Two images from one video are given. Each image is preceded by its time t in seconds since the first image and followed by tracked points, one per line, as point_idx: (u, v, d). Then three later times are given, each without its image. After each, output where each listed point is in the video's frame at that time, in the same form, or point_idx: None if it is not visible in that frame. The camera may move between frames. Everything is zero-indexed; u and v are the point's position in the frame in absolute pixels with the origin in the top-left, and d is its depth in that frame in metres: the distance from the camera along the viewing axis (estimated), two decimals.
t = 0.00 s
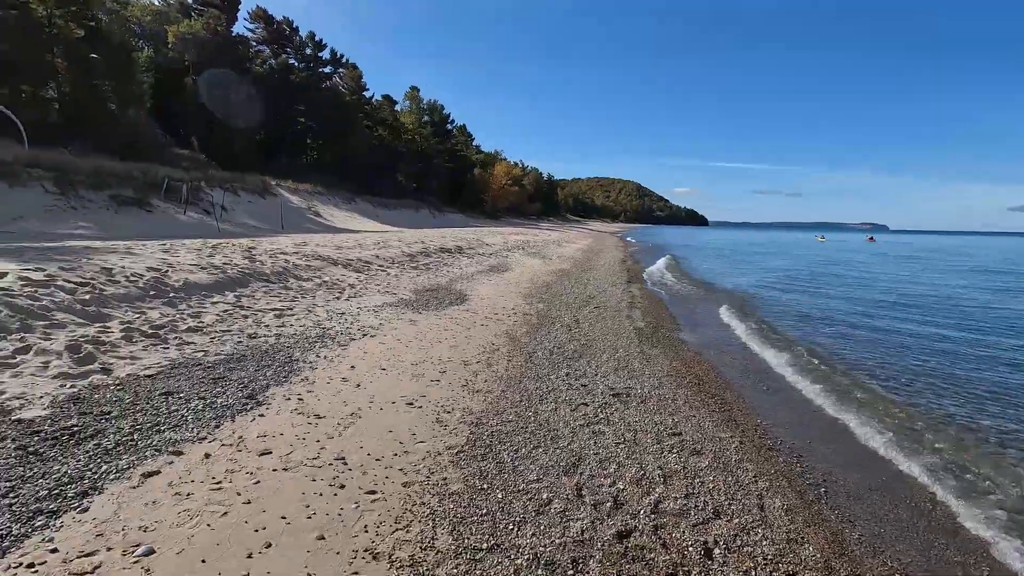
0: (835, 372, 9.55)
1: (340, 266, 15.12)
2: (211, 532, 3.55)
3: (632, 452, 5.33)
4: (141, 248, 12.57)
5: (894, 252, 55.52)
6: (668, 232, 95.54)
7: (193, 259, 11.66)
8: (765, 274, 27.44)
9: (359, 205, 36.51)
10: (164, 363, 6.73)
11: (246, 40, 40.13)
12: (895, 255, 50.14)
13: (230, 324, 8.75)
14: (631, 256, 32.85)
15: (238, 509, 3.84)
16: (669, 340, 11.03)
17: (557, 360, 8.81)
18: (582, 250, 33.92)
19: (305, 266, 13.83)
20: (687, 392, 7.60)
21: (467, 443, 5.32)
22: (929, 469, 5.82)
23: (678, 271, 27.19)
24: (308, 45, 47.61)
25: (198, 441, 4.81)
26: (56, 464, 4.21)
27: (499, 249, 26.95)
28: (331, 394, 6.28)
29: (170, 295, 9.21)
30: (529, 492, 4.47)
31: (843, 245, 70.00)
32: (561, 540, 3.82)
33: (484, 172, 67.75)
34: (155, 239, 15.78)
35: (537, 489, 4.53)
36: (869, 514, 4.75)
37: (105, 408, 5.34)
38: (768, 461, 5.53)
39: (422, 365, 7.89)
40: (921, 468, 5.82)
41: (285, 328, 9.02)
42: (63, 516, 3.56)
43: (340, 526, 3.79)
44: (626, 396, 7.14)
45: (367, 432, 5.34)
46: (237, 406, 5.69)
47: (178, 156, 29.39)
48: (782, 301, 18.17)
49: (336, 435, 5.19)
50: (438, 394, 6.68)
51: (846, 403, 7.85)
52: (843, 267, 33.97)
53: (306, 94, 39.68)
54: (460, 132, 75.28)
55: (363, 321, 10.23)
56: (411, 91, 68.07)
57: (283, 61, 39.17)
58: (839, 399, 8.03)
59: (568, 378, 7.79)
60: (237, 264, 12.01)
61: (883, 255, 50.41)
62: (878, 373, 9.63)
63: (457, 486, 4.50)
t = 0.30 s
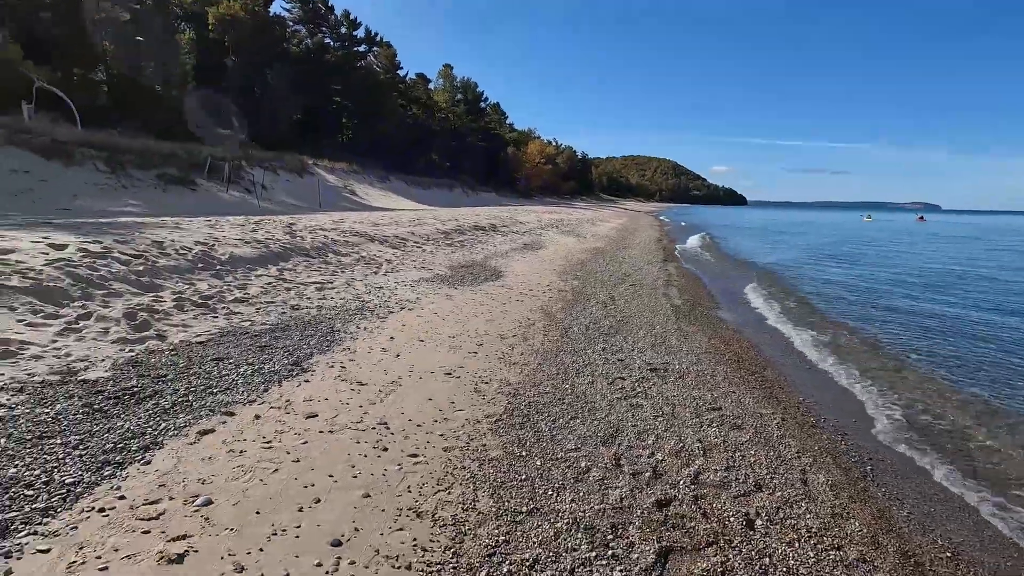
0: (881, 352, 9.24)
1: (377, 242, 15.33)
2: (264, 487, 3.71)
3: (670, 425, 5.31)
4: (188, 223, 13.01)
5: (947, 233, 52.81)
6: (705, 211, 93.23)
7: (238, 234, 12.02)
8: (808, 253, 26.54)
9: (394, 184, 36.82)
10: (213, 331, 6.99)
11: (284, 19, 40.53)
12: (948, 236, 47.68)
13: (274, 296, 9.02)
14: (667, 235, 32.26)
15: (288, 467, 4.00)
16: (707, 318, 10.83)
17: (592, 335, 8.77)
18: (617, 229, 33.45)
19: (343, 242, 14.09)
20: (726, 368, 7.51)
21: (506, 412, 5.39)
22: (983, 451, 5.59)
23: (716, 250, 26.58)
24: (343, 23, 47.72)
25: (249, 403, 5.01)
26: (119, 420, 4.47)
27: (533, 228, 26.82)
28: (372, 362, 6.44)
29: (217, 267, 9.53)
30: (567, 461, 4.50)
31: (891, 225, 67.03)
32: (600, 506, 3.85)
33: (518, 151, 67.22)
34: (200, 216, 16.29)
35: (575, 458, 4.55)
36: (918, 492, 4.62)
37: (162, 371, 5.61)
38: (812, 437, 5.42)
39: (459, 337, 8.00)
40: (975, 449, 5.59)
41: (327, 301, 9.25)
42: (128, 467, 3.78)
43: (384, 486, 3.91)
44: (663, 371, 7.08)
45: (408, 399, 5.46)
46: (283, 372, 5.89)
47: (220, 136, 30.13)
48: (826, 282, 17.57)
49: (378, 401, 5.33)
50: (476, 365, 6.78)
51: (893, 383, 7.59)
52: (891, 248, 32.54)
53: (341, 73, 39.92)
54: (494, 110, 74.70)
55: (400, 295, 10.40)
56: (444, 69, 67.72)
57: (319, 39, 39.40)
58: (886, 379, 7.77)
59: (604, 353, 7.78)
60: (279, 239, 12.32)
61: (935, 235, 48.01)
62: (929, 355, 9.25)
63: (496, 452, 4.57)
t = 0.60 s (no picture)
0: (929, 330, 8.86)
1: (410, 215, 15.41)
2: (303, 444, 3.84)
3: (705, 397, 5.24)
4: (228, 195, 13.32)
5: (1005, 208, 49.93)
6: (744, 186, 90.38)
7: (275, 205, 12.24)
8: (853, 229, 25.50)
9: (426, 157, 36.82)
10: (253, 297, 7.19)
11: None
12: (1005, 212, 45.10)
13: (311, 265, 9.20)
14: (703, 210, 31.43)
15: (325, 427, 4.12)
16: (743, 293, 10.56)
17: (625, 308, 8.68)
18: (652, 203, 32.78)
19: (377, 214, 14.21)
20: (763, 343, 7.34)
21: (538, 380, 5.42)
22: None
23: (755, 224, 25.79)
24: None
25: (289, 366, 5.17)
26: (168, 379, 4.67)
27: (565, 202, 26.51)
28: (406, 330, 6.54)
29: (256, 237, 9.76)
30: (599, 429, 4.50)
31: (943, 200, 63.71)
32: (631, 474, 3.85)
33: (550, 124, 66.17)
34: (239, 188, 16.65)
35: (607, 426, 4.56)
36: (966, 472, 4.45)
37: (206, 334, 5.82)
38: (852, 413, 5.28)
39: (492, 308, 8.02)
40: None
41: (361, 271, 9.38)
42: (177, 422, 3.97)
43: (418, 447, 4.00)
44: (698, 344, 6.97)
45: (441, 366, 5.54)
46: (320, 337, 6.04)
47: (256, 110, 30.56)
48: (871, 258, 16.89)
49: (412, 367, 5.42)
50: (508, 335, 6.80)
51: (941, 361, 7.29)
52: (943, 224, 30.98)
53: (374, 45, 39.76)
54: (527, 82, 73.46)
55: (433, 266, 10.46)
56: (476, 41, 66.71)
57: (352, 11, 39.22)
58: (934, 357, 7.46)
59: (637, 325, 7.70)
60: (315, 211, 12.51)
61: (990, 211, 45.44)
62: (981, 334, 8.82)
63: (528, 418, 4.61)
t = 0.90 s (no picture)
0: (978, 307, 8.44)
1: (440, 183, 15.37)
2: (333, 403, 3.94)
3: (735, 368, 5.15)
4: (262, 162, 13.51)
5: None
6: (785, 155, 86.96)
7: (307, 172, 12.36)
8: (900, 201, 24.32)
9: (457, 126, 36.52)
10: (286, 262, 7.32)
11: None
12: None
13: (341, 232, 9.29)
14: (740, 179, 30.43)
15: (354, 387, 4.21)
16: (780, 266, 10.22)
17: (656, 278, 8.52)
18: (687, 173, 31.89)
19: (407, 182, 14.21)
20: (798, 315, 7.13)
21: (564, 348, 5.41)
22: None
23: (795, 195, 24.84)
24: None
25: (320, 329, 5.27)
26: (205, 338, 4.84)
27: (597, 171, 26.01)
28: (434, 296, 6.58)
29: (289, 204, 9.89)
30: (625, 397, 4.46)
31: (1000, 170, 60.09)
32: (657, 442, 3.82)
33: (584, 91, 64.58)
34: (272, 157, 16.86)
35: (633, 394, 4.52)
36: (1010, 451, 4.28)
37: (241, 296, 5.97)
38: (889, 388, 5.12)
39: (520, 276, 7.98)
40: None
41: (391, 238, 9.43)
42: (214, 379, 4.11)
43: (444, 410, 4.05)
44: (730, 315, 6.83)
45: (468, 332, 5.57)
46: (350, 302, 6.13)
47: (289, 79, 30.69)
48: (918, 230, 16.11)
49: (440, 332, 5.46)
50: (535, 303, 6.79)
51: (989, 339, 6.95)
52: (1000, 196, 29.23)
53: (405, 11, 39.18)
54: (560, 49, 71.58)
55: (462, 234, 10.44)
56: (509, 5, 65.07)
57: None
58: (981, 334, 7.12)
59: (668, 296, 7.57)
60: (346, 179, 12.58)
61: None
62: None
63: (554, 385, 4.62)
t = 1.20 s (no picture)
0: None
1: (471, 146, 15.19)
2: (359, 358, 3.99)
3: (767, 335, 4.99)
4: (295, 124, 13.58)
5: None
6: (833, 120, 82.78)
7: (339, 134, 12.37)
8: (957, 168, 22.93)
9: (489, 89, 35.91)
10: (317, 222, 7.38)
11: None
12: None
13: (372, 193, 9.30)
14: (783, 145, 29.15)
15: (380, 344, 4.25)
16: (822, 234, 9.79)
17: (689, 244, 8.29)
18: (727, 138, 30.70)
19: (438, 145, 14.10)
20: (838, 284, 6.85)
21: (591, 311, 5.33)
22: None
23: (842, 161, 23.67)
24: None
25: (348, 287, 5.32)
26: (238, 293, 4.95)
27: (633, 136, 25.28)
28: (461, 257, 6.55)
29: (321, 165, 9.94)
30: (652, 361, 4.39)
31: None
32: (682, 406, 3.75)
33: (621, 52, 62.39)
34: (305, 119, 16.92)
35: (660, 358, 4.44)
36: None
37: (272, 254, 6.06)
38: (932, 360, 4.89)
39: (549, 240, 7.87)
40: None
41: (421, 200, 9.41)
42: (245, 332, 4.21)
43: (468, 367, 4.06)
44: (765, 282, 6.61)
45: (494, 293, 5.54)
46: (378, 261, 6.16)
47: (322, 41, 30.54)
48: (975, 199, 15.19)
49: (466, 293, 5.45)
50: (564, 266, 6.69)
51: None
52: None
53: None
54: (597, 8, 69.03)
55: (492, 198, 10.34)
56: None
57: None
58: None
59: (701, 262, 7.36)
60: (378, 141, 12.54)
61: None
62: None
63: (579, 346, 4.57)
